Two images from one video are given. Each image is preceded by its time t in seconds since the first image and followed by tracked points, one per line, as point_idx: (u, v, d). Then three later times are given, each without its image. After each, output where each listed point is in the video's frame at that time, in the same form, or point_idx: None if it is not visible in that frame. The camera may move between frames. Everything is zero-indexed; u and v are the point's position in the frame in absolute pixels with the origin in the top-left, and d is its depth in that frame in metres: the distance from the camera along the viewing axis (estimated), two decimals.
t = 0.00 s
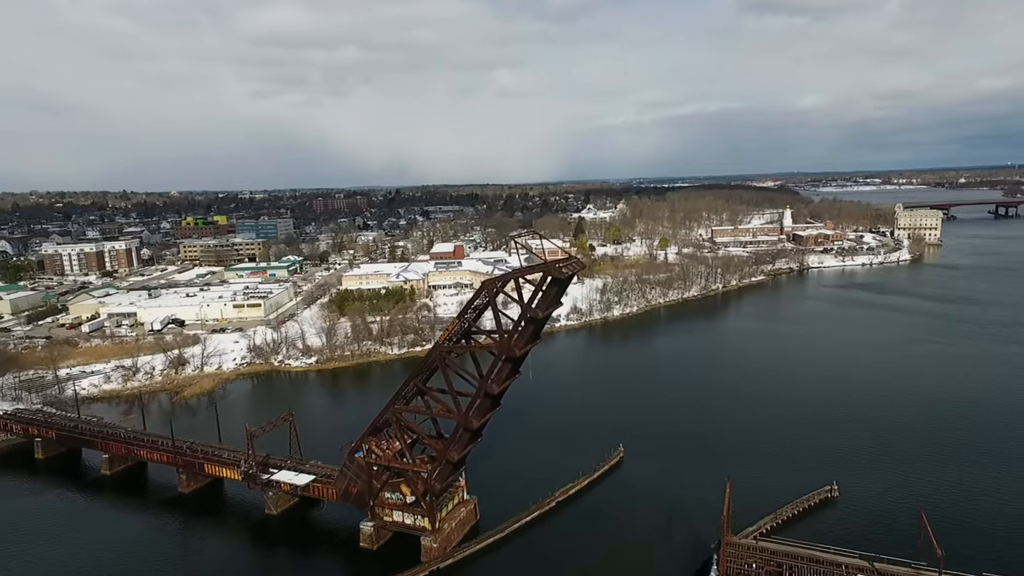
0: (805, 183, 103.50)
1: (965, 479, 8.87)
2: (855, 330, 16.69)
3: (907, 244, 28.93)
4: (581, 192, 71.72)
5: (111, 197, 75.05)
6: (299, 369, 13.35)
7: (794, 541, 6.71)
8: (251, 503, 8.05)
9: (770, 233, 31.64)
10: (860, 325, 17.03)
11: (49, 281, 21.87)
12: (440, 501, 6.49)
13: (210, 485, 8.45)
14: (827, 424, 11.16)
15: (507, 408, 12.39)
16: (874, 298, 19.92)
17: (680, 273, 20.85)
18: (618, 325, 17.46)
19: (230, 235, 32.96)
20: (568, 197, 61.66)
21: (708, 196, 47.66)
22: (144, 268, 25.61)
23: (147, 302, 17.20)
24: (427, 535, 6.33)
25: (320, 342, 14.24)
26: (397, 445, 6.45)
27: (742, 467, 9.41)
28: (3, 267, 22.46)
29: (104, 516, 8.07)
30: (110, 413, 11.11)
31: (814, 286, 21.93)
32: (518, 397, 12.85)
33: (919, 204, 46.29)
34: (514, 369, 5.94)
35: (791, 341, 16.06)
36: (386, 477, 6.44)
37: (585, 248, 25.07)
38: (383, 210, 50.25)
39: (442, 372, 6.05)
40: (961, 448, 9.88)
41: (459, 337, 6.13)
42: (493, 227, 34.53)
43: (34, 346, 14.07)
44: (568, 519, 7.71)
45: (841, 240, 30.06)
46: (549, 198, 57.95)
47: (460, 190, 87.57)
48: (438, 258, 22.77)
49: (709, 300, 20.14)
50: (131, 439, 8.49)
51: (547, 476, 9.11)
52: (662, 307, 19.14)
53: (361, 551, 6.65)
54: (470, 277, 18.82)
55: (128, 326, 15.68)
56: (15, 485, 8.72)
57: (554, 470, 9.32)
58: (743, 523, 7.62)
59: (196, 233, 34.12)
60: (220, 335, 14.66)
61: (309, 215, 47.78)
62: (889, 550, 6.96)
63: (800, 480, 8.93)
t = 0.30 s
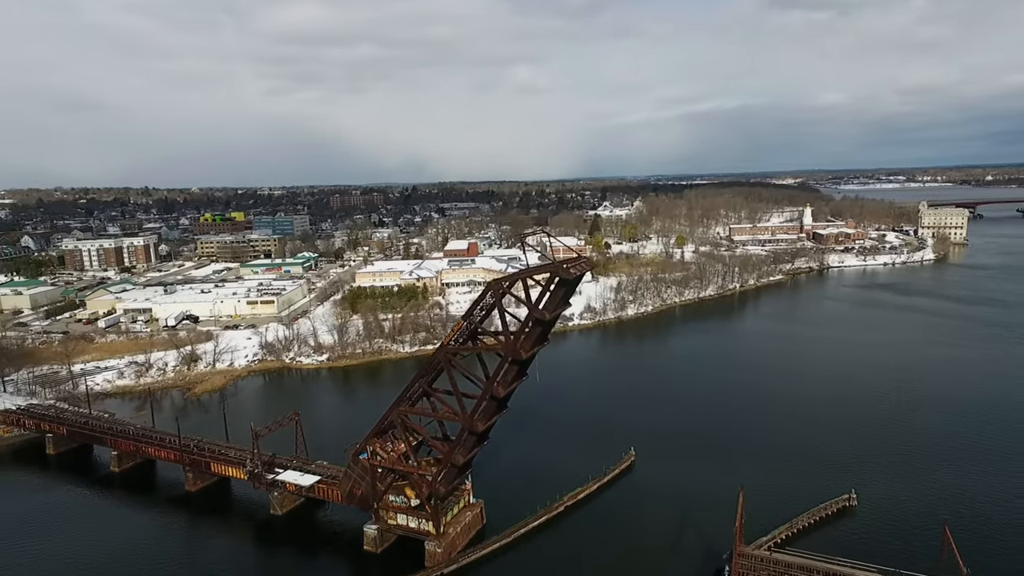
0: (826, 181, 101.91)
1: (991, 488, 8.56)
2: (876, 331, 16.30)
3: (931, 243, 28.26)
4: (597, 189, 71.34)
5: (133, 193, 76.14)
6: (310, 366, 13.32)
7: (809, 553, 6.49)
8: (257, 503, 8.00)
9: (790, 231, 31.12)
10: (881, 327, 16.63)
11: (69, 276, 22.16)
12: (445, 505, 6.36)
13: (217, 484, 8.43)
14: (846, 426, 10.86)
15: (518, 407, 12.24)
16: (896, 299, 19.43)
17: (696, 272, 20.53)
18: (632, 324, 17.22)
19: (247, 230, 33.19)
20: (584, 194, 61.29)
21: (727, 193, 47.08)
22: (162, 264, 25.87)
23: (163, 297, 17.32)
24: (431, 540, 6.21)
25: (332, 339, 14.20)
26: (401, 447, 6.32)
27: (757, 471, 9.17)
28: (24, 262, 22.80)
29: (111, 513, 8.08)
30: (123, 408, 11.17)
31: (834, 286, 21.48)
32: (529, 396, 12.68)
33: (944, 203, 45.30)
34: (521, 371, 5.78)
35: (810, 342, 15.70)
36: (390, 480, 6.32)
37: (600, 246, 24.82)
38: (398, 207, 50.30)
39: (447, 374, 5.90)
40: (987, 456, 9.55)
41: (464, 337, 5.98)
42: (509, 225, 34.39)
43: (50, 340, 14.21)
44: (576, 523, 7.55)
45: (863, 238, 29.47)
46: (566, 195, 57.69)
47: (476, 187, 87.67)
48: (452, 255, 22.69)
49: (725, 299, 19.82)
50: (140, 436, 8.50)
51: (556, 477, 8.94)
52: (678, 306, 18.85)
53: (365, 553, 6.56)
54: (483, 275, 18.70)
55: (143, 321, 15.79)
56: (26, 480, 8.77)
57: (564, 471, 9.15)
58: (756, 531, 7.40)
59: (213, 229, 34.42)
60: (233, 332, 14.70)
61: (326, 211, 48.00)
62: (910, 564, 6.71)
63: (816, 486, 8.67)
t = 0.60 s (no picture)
0: (836, 178, 101.09)
1: (1006, 493, 8.33)
2: (887, 332, 16.02)
3: (944, 242, 27.83)
4: (605, 186, 71.05)
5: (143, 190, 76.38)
6: (312, 365, 13.22)
7: (816, 563, 6.30)
8: (255, 504, 7.90)
9: (800, 229, 30.78)
10: (892, 327, 16.34)
11: (76, 273, 22.24)
12: (442, 510, 6.23)
13: (214, 484, 8.34)
14: (855, 428, 10.61)
15: (521, 407, 12.10)
16: (908, 299, 19.10)
17: (704, 271, 20.29)
18: (639, 324, 17.00)
19: (254, 228, 33.24)
20: (593, 191, 61.00)
21: (736, 191, 46.70)
22: (168, 261, 25.91)
23: (168, 295, 17.34)
24: (427, 545, 6.06)
25: (335, 338, 14.10)
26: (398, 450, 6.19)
27: (763, 474, 8.97)
28: (32, 259, 22.89)
29: (108, 513, 8.00)
30: (124, 407, 11.12)
31: (844, 285, 21.17)
32: (532, 396, 12.50)
33: (957, 201, 44.75)
34: (520, 374, 5.63)
35: (820, 343, 15.43)
36: (386, 483, 6.20)
37: (607, 244, 24.62)
38: (405, 204, 50.22)
39: (444, 376, 5.75)
40: (1001, 460, 9.31)
41: (462, 339, 5.83)
42: (516, 222, 34.23)
43: (55, 338, 14.22)
44: (576, 528, 7.38)
45: (874, 237, 29.09)
46: (573, 193, 57.53)
47: (484, 184, 87.69)
48: (457, 253, 22.56)
49: (734, 298, 19.56)
50: (138, 435, 8.42)
51: (558, 478, 8.79)
52: (685, 306, 18.61)
53: (362, 557, 6.45)
54: (488, 273, 18.55)
55: (148, 319, 15.79)
56: (24, 478, 8.73)
57: (565, 473, 8.98)
58: (762, 538, 7.22)
59: (221, 226, 34.47)
60: (236, 330, 14.65)
61: (333, 209, 48.07)
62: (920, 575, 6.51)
63: (824, 490, 8.46)
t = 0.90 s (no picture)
0: (844, 177, 100.34)
1: (1016, 499, 8.13)
2: (894, 332, 15.80)
3: (952, 242, 27.51)
4: (610, 185, 70.79)
5: (148, 189, 76.33)
6: (312, 365, 13.11)
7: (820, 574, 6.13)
8: (249, 506, 7.79)
9: (806, 228, 30.50)
10: (900, 328, 16.12)
11: (79, 271, 22.23)
12: (435, 515, 6.08)
13: (208, 486, 8.23)
14: (861, 431, 10.40)
15: (522, 408, 11.94)
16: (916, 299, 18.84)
17: (708, 270, 20.09)
18: (642, 323, 16.83)
19: (258, 226, 33.21)
20: (597, 190, 60.79)
21: (742, 190, 46.40)
22: (171, 259, 25.90)
23: (169, 293, 17.28)
24: (420, 552, 5.92)
25: (335, 337, 13.99)
26: (391, 454, 6.06)
27: (767, 478, 8.77)
28: (35, 256, 22.90)
29: (100, 515, 7.89)
30: (121, 406, 11.03)
31: (851, 285, 20.93)
32: (532, 396, 12.35)
33: (967, 200, 44.29)
34: (515, 378, 5.48)
35: (826, 344, 15.21)
36: (379, 489, 6.07)
37: (611, 243, 24.44)
38: (409, 203, 50.13)
39: (437, 379, 5.61)
40: (1011, 464, 9.11)
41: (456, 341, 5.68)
42: (520, 220, 34.09)
43: (55, 335, 14.17)
44: (573, 533, 7.23)
45: (881, 236, 28.80)
46: (578, 190, 57.29)
47: (488, 182, 87.60)
48: (460, 251, 22.45)
49: (739, 298, 19.35)
50: (132, 436, 8.32)
51: (556, 481, 8.63)
52: (689, 306, 18.41)
53: (355, 563, 6.33)
54: (490, 272, 18.41)
55: (148, 317, 15.73)
56: (18, 479, 8.65)
57: (564, 475, 8.82)
58: (765, 546, 7.06)
59: (225, 224, 34.47)
60: (236, 328, 14.56)
61: (338, 207, 47.99)
62: None
63: (829, 495, 8.27)
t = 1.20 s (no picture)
0: (851, 175, 99.72)
1: None
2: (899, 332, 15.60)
3: (959, 240, 27.21)
4: (613, 182, 70.55)
5: (152, 185, 76.07)
6: (310, 363, 13.01)
7: None
8: (241, 508, 7.68)
9: (811, 226, 30.24)
10: (905, 327, 15.91)
11: (80, 268, 22.21)
12: (428, 520, 5.96)
13: (201, 488, 8.13)
14: (865, 431, 10.23)
15: (521, 407, 11.80)
16: (922, 298, 18.65)
17: (712, 268, 19.91)
18: (644, 322, 16.66)
19: (260, 223, 33.17)
20: (601, 187, 60.54)
21: (747, 187, 46.12)
22: (173, 256, 25.85)
23: (168, 290, 17.22)
24: (413, 557, 5.80)
25: (333, 335, 13.89)
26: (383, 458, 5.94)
27: (769, 480, 8.61)
28: (36, 253, 22.88)
29: (92, 516, 7.80)
30: (117, 405, 10.96)
31: (856, 284, 20.71)
32: (531, 395, 12.20)
33: (974, 197, 43.89)
34: (509, 380, 5.33)
35: (830, 343, 15.03)
36: (371, 492, 5.95)
37: (614, 240, 24.26)
38: (413, 199, 50.09)
39: (429, 382, 5.46)
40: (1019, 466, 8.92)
41: (449, 343, 5.52)
42: (523, 218, 33.92)
43: (53, 333, 14.11)
44: (571, 540, 7.07)
45: (887, 234, 28.53)
46: (582, 188, 57.14)
47: (492, 179, 87.53)
48: (462, 249, 22.32)
49: (742, 297, 19.16)
50: (124, 436, 8.22)
51: (554, 482, 8.49)
52: (692, 304, 18.23)
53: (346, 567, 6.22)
54: (491, 270, 18.27)
55: (147, 315, 15.66)
56: (11, 479, 8.58)
57: (563, 476, 8.67)
58: (766, 552, 6.91)
59: (227, 221, 34.42)
60: (234, 327, 14.47)
61: (341, 204, 47.92)
62: None
63: (832, 498, 8.10)
